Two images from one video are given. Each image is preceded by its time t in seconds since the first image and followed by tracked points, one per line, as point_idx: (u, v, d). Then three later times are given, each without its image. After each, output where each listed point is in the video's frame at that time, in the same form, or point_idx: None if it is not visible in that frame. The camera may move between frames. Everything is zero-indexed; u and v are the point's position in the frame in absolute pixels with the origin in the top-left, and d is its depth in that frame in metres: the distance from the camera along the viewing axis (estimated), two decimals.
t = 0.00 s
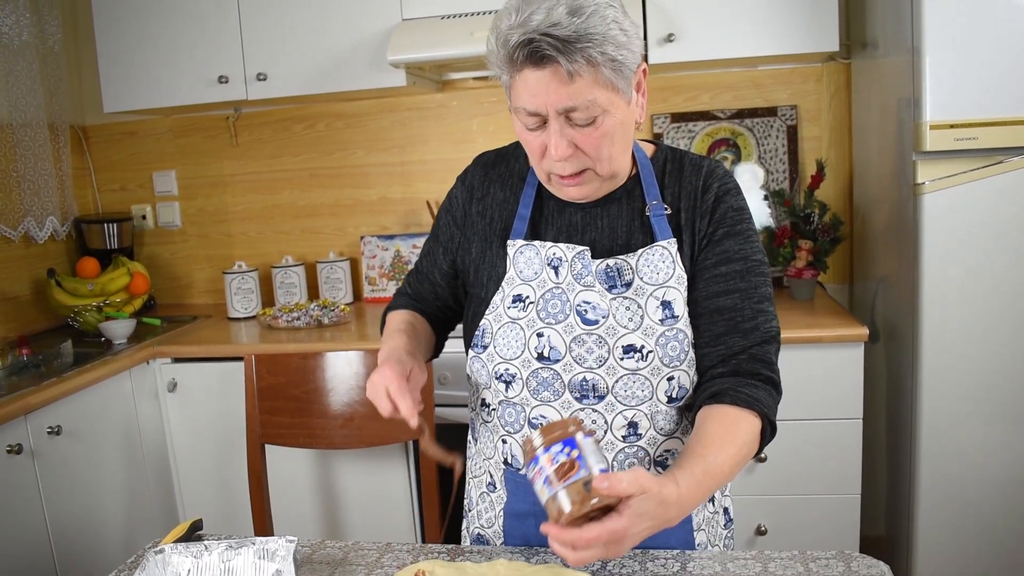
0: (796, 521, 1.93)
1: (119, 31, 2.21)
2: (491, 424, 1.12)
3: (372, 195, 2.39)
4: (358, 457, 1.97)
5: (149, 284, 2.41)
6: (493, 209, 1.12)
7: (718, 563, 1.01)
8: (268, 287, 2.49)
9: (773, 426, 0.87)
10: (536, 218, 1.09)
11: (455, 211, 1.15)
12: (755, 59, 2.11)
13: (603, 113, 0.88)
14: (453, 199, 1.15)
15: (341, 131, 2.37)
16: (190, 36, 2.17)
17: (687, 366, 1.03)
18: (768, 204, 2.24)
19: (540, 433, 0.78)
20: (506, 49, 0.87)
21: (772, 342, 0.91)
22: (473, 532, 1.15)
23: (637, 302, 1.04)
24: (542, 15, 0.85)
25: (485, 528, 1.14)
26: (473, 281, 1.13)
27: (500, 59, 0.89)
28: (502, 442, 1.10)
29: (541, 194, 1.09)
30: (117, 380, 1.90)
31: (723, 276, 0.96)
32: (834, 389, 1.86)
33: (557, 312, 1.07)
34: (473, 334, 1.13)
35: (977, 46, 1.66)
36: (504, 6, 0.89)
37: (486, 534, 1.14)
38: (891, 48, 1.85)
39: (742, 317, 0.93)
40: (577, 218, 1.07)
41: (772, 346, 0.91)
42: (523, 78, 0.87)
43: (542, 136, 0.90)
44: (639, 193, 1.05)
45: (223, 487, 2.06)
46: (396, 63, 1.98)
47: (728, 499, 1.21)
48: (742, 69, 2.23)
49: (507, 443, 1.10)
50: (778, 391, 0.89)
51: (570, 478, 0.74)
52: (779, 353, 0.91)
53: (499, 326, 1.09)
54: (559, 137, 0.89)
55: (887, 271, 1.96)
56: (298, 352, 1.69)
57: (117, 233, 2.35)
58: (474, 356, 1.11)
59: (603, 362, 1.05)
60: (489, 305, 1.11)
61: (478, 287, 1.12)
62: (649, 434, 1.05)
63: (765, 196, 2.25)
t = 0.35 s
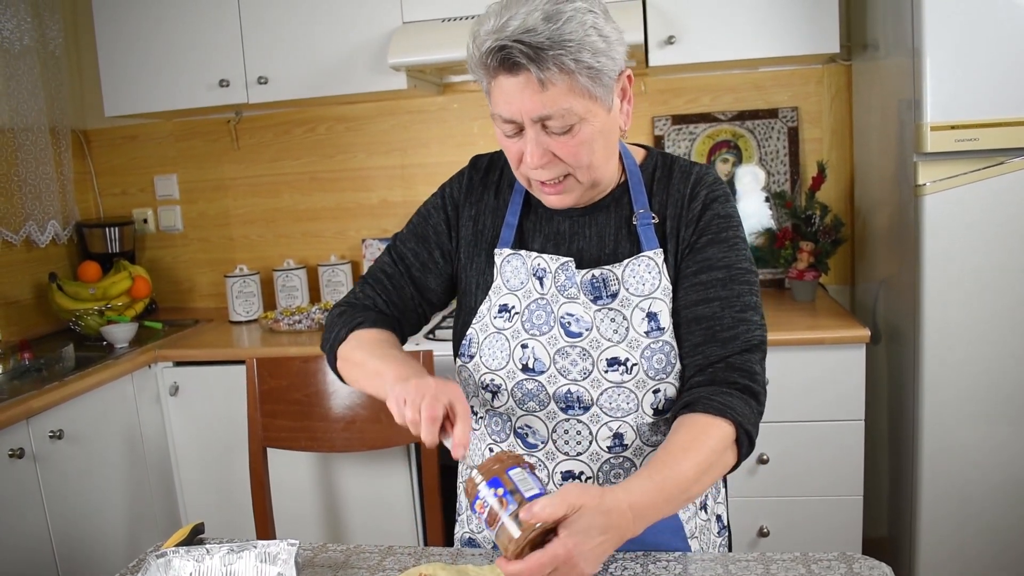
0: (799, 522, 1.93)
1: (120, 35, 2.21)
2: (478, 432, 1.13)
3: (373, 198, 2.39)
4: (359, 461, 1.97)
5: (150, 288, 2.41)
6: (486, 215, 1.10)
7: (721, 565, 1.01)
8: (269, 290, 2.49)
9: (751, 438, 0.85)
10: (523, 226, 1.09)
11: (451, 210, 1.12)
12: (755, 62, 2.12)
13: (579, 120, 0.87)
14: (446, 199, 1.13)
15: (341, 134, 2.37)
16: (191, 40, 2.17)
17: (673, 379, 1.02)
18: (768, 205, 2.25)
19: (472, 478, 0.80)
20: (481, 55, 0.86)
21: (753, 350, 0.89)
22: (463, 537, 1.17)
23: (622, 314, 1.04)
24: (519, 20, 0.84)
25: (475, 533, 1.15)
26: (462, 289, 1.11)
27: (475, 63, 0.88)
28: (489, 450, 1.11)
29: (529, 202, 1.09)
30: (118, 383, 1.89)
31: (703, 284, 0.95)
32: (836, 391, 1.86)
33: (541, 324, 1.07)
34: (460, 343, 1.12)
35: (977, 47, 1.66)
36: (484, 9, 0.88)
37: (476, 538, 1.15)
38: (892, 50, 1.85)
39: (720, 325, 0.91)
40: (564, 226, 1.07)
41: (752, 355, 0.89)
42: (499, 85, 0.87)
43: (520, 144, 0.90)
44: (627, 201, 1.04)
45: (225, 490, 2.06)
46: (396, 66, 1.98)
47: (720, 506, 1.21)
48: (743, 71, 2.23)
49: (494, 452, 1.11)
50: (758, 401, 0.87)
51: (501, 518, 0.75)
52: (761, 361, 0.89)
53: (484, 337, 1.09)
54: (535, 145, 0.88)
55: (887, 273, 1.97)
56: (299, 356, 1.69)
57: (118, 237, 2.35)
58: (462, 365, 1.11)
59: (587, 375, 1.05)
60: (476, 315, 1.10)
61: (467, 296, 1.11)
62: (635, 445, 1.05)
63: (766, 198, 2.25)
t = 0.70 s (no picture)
0: (799, 522, 1.93)
1: (119, 37, 2.22)
2: (477, 437, 1.13)
3: (373, 199, 2.39)
4: (359, 461, 1.97)
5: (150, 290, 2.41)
6: (480, 217, 1.10)
7: (720, 565, 1.01)
8: (269, 291, 2.49)
9: (738, 441, 0.85)
10: (519, 229, 1.09)
11: (444, 212, 1.12)
12: (755, 62, 2.12)
13: (575, 127, 0.87)
14: (440, 201, 1.12)
15: (341, 136, 2.37)
16: (191, 41, 2.17)
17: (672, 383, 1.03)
18: (768, 206, 2.25)
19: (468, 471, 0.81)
20: (474, 61, 0.86)
21: (742, 353, 0.89)
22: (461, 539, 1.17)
23: (621, 318, 1.04)
24: (512, 26, 0.84)
25: (473, 536, 1.15)
26: (458, 292, 1.12)
27: (469, 69, 0.88)
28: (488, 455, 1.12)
29: (525, 205, 1.08)
30: (118, 386, 1.89)
31: (694, 286, 0.95)
32: (836, 392, 1.85)
33: (540, 329, 1.07)
34: (457, 346, 1.12)
35: (977, 47, 1.66)
36: (478, 14, 0.88)
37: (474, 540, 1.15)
38: (891, 50, 1.85)
39: (710, 327, 0.91)
40: (562, 229, 1.06)
41: (741, 358, 0.89)
42: (494, 92, 0.87)
43: (515, 149, 0.90)
44: (624, 204, 1.04)
45: (225, 492, 2.06)
46: (396, 67, 1.98)
47: (718, 504, 1.21)
48: (742, 72, 2.23)
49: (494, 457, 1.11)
50: (745, 405, 0.87)
51: (484, 512, 0.76)
52: (750, 365, 0.89)
53: (482, 342, 1.09)
54: (531, 151, 0.88)
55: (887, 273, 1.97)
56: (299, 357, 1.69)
57: (118, 239, 2.35)
58: (458, 371, 1.11)
59: (587, 381, 1.05)
60: (473, 319, 1.11)
61: (462, 300, 1.11)
62: (635, 449, 1.05)
63: (766, 198, 2.25)
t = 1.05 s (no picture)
0: (798, 522, 1.93)
1: (118, 37, 2.21)
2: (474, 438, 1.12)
3: (372, 199, 2.39)
4: (358, 462, 1.96)
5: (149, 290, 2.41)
6: (475, 221, 1.10)
7: (718, 565, 1.01)
8: (268, 291, 2.49)
9: (725, 446, 0.89)
10: (516, 231, 1.08)
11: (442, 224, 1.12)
12: (754, 62, 2.12)
13: (569, 128, 0.87)
14: (434, 210, 1.13)
15: (340, 136, 2.37)
16: (190, 41, 2.17)
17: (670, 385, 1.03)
18: (768, 206, 2.25)
19: (470, 421, 0.81)
20: (466, 63, 0.86)
21: (738, 358, 0.92)
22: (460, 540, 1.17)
23: (618, 320, 1.04)
24: (504, 27, 0.84)
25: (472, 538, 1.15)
26: (457, 298, 1.12)
27: (462, 72, 0.88)
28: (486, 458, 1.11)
29: (521, 207, 1.08)
30: (117, 385, 1.89)
31: (692, 288, 0.96)
32: (836, 392, 1.85)
33: (536, 333, 1.07)
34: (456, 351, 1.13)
35: (976, 47, 1.66)
36: (468, 15, 0.88)
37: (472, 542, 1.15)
38: (891, 50, 1.85)
39: (708, 331, 0.93)
40: (559, 231, 1.06)
41: (736, 363, 0.91)
42: (486, 94, 0.87)
43: (510, 151, 0.90)
44: (622, 204, 1.04)
45: (224, 492, 2.06)
46: (395, 67, 1.98)
47: (718, 504, 1.21)
48: (742, 72, 2.23)
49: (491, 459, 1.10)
50: (736, 411, 0.91)
51: (484, 466, 0.76)
52: (744, 370, 0.92)
53: (479, 345, 1.09)
54: (525, 153, 0.88)
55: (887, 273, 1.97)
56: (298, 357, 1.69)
57: (117, 239, 2.35)
58: (456, 373, 1.11)
59: (584, 384, 1.05)
60: (471, 322, 1.11)
61: (462, 305, 1.12)
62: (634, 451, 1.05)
63: (765, 198, 2.25)
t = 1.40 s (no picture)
0: (799, 520, 1.92)
1: (117, 37, 2.21)
2: (473, 439, 1.12)
3: (372, 198, 2.39)
4: (357, 460, 1.96)
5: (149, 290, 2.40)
6: (470, 221, 1.09)
7: (718, 562, 1.02)
8: (268, 291, 2.49)
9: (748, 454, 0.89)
10: (513, 231, 1.08)
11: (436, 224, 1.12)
12: (754, 59, 2.12)
13: (570, 125, 0.87)
14: (428, 210, 1.12)
15: (339, 135, 2.37)
16: (188, 41, 2.17)
17: (671, 387, 1.03)
18: (768, 203, 2.25)
19: (509, 513, 0.74)
20: (464, 60, 0.86)
21: (751, 361, 0.91)
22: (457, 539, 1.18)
23: (619, 321, 1.04)
24: (502, 22, 0.84)
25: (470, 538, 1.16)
26: (452, 299, 1.12)
27: (459, 69, 0.88)
28: (485, 458, 1.11)
29: (517, 205, 1.08)
30: (117, 385, 1.89)
31: (702, 292, 0.95)
32: (836, 389, 1.85)
33: (536, 334, 1.07)
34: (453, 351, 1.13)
35: (976, 42, 1.65)
36: (464, 11, 0.88)
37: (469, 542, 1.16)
38: (891, 46, 1.84)
39: (720, 335, 0.92)
40: (556, 230, 1.05)
41: (751, 367, 0.91)
42: (484, 90, 0.86)
43: (508, 149, 0.89)
44: (620, 202, 1.03)
45: (223, 492, 2.06)
46: (394, 65, 1.97)
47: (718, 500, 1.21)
48: (741, 69, 2.23)
49: (489, 459, 1.11)
50: (755, 415, 0.90)
51: (549, 560, 0.74)
52: (759, 374, 0.91)
53: (477, 346, 1.09)
54: (524, 151, 0.88)
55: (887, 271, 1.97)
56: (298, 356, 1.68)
57: (117, 239, 2.35)
58: (455, 375, 1.11)
59: (585, 386, 1.05)
60: (468, 324, 1.11)
61: (458, 306, 1.11)
62: (634, 452, 1.05)
63: (765, 195, 2.25)
